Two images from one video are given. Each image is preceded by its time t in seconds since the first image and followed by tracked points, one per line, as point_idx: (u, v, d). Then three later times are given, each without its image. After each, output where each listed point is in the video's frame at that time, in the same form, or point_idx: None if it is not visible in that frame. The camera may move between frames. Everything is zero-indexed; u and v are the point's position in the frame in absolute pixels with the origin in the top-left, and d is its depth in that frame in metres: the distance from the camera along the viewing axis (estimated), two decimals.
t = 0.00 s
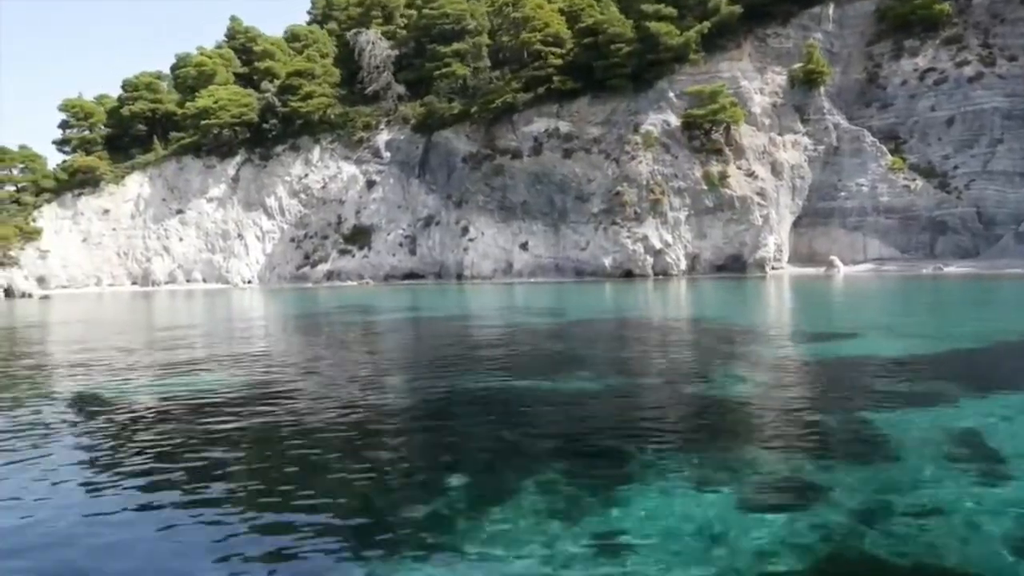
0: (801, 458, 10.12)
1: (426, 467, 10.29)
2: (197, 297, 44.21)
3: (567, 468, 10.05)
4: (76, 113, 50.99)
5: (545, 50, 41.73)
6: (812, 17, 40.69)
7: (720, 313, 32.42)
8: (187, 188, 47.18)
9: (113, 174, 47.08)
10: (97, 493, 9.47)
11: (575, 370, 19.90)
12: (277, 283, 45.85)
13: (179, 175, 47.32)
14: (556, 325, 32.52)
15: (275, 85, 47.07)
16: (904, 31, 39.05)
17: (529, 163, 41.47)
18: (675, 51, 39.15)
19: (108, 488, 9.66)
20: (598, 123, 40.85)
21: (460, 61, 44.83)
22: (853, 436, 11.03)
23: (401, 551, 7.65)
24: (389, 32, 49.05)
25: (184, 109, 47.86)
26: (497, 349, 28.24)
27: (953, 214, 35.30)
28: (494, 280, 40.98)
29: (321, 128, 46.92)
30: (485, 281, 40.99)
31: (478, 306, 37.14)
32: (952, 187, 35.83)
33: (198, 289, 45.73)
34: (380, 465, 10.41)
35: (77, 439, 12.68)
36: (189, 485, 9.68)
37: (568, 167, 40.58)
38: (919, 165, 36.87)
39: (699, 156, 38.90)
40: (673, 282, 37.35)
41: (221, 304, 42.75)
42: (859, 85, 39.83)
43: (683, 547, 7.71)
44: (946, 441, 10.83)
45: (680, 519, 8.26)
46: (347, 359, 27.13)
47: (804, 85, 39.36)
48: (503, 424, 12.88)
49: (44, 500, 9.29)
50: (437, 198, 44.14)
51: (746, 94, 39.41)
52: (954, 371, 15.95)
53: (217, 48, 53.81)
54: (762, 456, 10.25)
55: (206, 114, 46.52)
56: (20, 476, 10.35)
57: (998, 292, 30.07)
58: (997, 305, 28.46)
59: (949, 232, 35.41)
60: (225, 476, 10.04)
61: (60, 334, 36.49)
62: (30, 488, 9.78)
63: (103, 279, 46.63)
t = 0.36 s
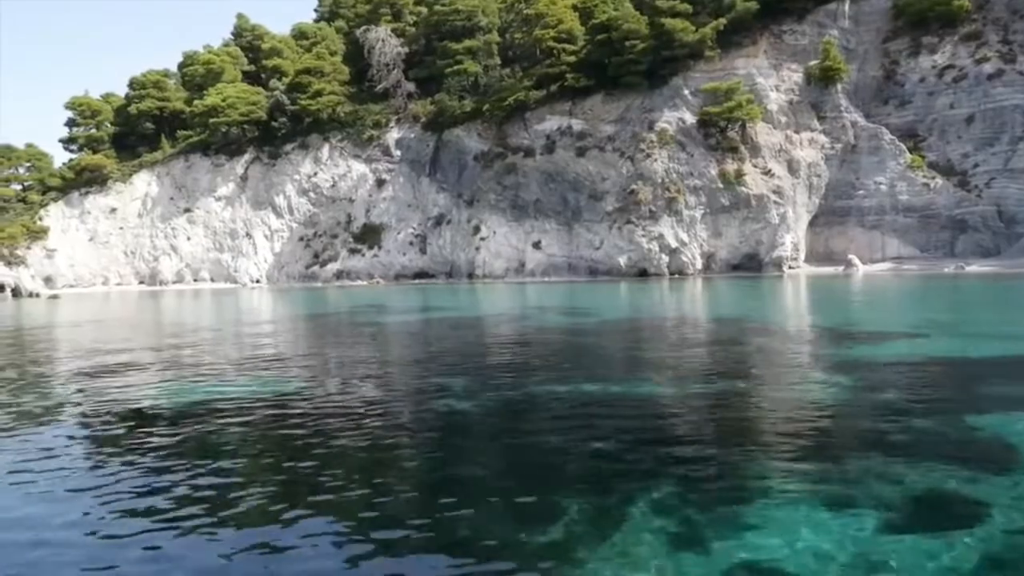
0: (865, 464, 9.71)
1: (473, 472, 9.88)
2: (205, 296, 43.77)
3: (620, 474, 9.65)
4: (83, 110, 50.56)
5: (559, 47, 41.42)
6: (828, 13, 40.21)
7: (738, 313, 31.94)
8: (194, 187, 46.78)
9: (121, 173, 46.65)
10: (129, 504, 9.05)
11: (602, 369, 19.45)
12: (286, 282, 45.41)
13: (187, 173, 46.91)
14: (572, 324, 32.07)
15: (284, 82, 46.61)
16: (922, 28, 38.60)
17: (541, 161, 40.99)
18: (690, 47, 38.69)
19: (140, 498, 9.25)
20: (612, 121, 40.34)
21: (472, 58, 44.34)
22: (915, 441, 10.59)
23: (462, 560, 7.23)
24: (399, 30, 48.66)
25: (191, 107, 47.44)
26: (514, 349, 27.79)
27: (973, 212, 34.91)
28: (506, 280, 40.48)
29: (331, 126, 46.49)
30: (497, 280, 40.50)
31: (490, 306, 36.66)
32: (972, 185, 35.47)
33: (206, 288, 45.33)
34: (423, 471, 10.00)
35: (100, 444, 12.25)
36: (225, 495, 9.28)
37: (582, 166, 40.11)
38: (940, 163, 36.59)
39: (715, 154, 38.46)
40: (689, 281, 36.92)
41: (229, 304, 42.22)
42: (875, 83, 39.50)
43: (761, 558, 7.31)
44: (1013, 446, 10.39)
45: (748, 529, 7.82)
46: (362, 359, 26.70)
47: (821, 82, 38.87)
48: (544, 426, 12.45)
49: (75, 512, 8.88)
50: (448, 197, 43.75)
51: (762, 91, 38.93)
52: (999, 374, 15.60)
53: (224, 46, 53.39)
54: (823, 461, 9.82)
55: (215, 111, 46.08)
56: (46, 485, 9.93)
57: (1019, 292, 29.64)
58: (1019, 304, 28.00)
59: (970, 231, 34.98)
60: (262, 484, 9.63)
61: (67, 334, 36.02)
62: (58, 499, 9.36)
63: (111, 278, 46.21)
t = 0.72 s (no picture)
0: (938, 460, 9.23)
1: (524, 473, 9.42)
2: (214, 296, 43.30)
3: (680, 471, 9.19)
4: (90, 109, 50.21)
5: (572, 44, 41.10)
6: (844, 10, 39.83)
7: (757, 313, 31.43)
8: (203, 185, 46.39)
9: (129, 171, 46.28)
10: (164, 504, 8.58)
11: (633, 369, 19.05)
12: (295, 281, 45.00)
13: (195, 171, 46.52)
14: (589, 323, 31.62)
15: (294, 80, 46.24)
16: (940, 24, 38.20)
17: (554, 159, 40.61)
18: (705, 44, 38.32)
19: (175, 501, 8.75)
20: (626, 118, 39.94)
21: (483, 55, 44.03)
22: (985, 439, 10.14)
23: (533, 559, 6.73)
24: (409, 27, 48.33)
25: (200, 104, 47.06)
26: (533, 348, 27.35)
27: (994, 210, 34.48)
28: (518, 279, 40.05)
29: (340, 124, 46.14)
30: (510, 279, 40.07)
31: (503, 304, 36.25)
32: (993, 183, 35.13)
33: (215, 287, 44.92)
34: (472, 472, 9.54)
35: (127, 447, 11.81)
36: (264, 496, 8.80)
37: (595, 164, 39.70)
38: (959, 160, 36.21)
39: (731, 151, 38.05)
40: (705, 280, 36.53)
41: (237, 303, 41.74)
42: (892, 79, 39.13)
43: (854, 553, 6.80)
44: None
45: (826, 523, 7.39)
46: (379, 358, 26.30)
47: (837, 79, 38.48)
48: (587, 424, 12.00)
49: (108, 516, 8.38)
50: (460, 195, 43.35)
51: (778, 88, 38.53)
52: None
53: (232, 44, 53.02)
54: (892, 457, 9.39)
55: (223, 109, 45.70)
56: (75, 491, 9.44)
57: None
58: None
59: (990, 229, 34.55)
60: (302, 486, 9.14)
61: (75, 333, 35.55)
62: (87, 504, 8.85)
63: (119, 277, 45.82)
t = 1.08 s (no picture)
0: (1016, 458, 8.83)
1: (568, 471, 8.96)
2: (222, 295, 42.85)
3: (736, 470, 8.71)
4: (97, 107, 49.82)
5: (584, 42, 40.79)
6: (860, 7, 39.43)
7: (771, 313, 30.86)
8: (210, 183, 46.00)
9: (136, 169, 45.88)
10: (205, 501, 8.24)
11: (664, 368, 18.71)
12: (304, 281, 44.63)
13: (203, 169, 46.09)
14: (604, 322, 31.21)
15: (303, 78, 45.85)
16: (957, 21, 37.84)
17: (567, 157, 40.23)
18: (720, 40, 37.93)
19: (202, 503, 8.22)
20: (639, 116, 39.56)
21: (495, 52, 43.71)
22: None
23: (600, 567, 6.19)
24: (418, 24, 48.00)
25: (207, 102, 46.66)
26: (552, 347, 26.97)
27: (1014, 208, 34.10)
28: (531, 278, 39.66)
29: (350, 122, 45.76)
30: (523, 279, 39.69)
31: (515, 303, 35.87)
32: (1012, 181, 34.75)
33: (223, 287, 44.52)
34: (510, 471, 9.02)
35: (156, 443, 11.43)
36: (308, 491, 8.46)
37: (609, 161, 39.31)
38: (977, 158, 35.88)
39: (746, 149, 37.66)
40: (721, 279, 36.19)
41: (246, 303, 41.25)
42: (909, 77, 38.86)
43: (952, 561, 6.26)
44: None
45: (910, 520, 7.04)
46: (396, 358, 25.93)
47: (853, 76, 38.10)
48: (632, 422, 11.62)
49: (130, 517, 7.85)
50: (471, 194, 42.98)
51: (794, 85, 38.14)
52: None
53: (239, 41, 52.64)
54: (964, 456, 9.03)
55: (232, 106, 45.29)
56: (100, 488, 8.99)
57: None
58: None
59: (1010, 227, 34.20)
60: (341, 485, 8.68)
61: (83, 333, 35.12)
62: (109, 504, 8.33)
63: (126, 277, 45.42)
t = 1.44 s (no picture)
0: None
1: (612, 479, 8.48)
2: (231, 295, 42.47)
3: (792, 478, 8.25)
4: (104, 104, 49.45)
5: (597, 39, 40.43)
6: (876, 4, 39.04)
7: (788, 313, 30.36)
8: (219, 182, 45.64)
9: (144, 167, 45.50)
10: (248, 506, 7.96)
11: (697, 367, 18.38)
12: (314, 280, 44.26)
13: (212, 168, 45.73)
14: (620, 321, 30.85)
15: (312, 75, 45.45)
16: (974, 18, 37.47)
17: (580, 155, 39.87)
18: (736, 38, 37.54)
19: (246, 506, 7.94)
20: (654, 114, 39.21)
21: (507, 49, 43.36)
22: None
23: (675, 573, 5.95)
24: (428, 22, 47.63)
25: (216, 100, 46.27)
26: (571, 346, 26.62)
27: None
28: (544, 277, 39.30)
29: (359, 120, 45.39)
30: (536, 278, 39.33)
31: (528, 303, 35.54)
32: None
33: (232, 286, 44.17)
34: (542, 481, 8.50)
35: (189, 444, 11.06)
36: (355, 496, 8.17)
37: (623, 160, 38.95)
38: (996, 157, 35.57)
39: (762, 147, 37.29)
40: (737, 278, 35.89)
41: (255, 303, 40.83)
42: (925, 75, 38.59)
43: None
44: None
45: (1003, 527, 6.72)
46: (413, 357, 25.56)
47: (869, 73, 37.74)
48: (682, 422, 11.31)
49: (172, 522, 7.58)
50: (482, 192, 42.64)
51: (810, 83, 37.77)
52: None
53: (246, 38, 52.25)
54: None
55: (240, 104, 44.90)
56: (139, 491, 8.71)
57: None
58: None
59: None
60: (386, 489, 8.40)
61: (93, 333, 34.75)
62: (134, 514, 7.87)
63: (134, 276, 45.04)
